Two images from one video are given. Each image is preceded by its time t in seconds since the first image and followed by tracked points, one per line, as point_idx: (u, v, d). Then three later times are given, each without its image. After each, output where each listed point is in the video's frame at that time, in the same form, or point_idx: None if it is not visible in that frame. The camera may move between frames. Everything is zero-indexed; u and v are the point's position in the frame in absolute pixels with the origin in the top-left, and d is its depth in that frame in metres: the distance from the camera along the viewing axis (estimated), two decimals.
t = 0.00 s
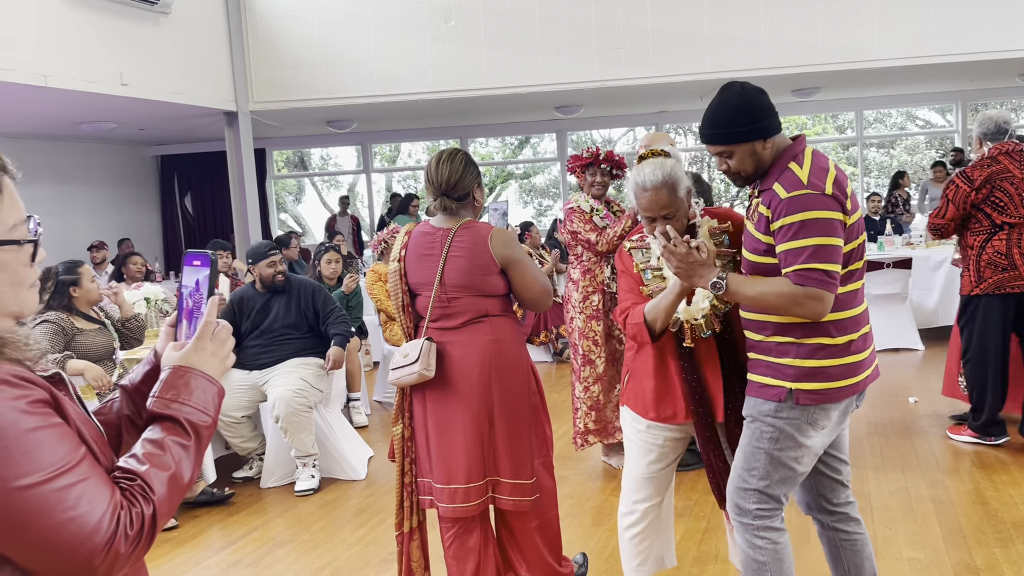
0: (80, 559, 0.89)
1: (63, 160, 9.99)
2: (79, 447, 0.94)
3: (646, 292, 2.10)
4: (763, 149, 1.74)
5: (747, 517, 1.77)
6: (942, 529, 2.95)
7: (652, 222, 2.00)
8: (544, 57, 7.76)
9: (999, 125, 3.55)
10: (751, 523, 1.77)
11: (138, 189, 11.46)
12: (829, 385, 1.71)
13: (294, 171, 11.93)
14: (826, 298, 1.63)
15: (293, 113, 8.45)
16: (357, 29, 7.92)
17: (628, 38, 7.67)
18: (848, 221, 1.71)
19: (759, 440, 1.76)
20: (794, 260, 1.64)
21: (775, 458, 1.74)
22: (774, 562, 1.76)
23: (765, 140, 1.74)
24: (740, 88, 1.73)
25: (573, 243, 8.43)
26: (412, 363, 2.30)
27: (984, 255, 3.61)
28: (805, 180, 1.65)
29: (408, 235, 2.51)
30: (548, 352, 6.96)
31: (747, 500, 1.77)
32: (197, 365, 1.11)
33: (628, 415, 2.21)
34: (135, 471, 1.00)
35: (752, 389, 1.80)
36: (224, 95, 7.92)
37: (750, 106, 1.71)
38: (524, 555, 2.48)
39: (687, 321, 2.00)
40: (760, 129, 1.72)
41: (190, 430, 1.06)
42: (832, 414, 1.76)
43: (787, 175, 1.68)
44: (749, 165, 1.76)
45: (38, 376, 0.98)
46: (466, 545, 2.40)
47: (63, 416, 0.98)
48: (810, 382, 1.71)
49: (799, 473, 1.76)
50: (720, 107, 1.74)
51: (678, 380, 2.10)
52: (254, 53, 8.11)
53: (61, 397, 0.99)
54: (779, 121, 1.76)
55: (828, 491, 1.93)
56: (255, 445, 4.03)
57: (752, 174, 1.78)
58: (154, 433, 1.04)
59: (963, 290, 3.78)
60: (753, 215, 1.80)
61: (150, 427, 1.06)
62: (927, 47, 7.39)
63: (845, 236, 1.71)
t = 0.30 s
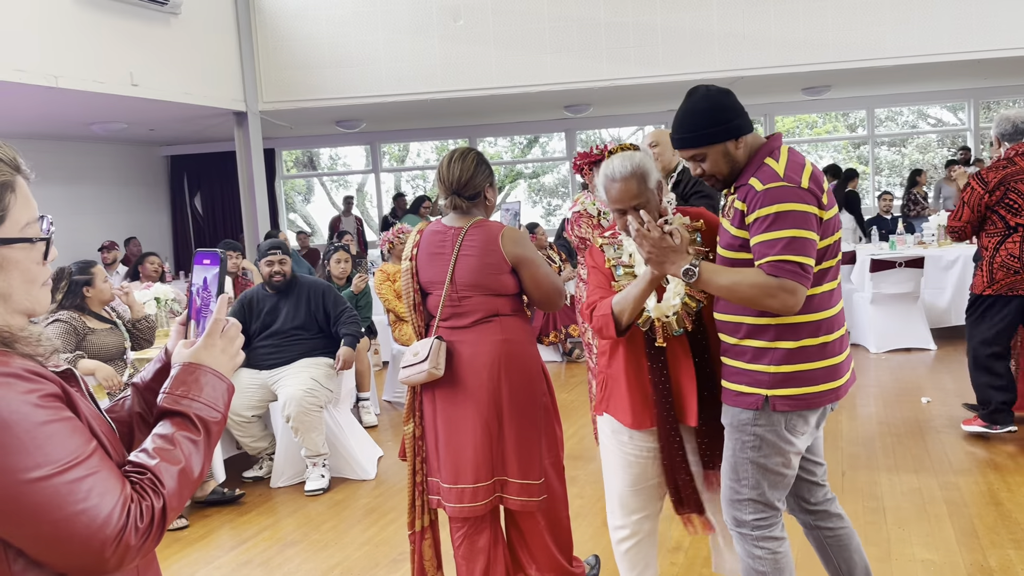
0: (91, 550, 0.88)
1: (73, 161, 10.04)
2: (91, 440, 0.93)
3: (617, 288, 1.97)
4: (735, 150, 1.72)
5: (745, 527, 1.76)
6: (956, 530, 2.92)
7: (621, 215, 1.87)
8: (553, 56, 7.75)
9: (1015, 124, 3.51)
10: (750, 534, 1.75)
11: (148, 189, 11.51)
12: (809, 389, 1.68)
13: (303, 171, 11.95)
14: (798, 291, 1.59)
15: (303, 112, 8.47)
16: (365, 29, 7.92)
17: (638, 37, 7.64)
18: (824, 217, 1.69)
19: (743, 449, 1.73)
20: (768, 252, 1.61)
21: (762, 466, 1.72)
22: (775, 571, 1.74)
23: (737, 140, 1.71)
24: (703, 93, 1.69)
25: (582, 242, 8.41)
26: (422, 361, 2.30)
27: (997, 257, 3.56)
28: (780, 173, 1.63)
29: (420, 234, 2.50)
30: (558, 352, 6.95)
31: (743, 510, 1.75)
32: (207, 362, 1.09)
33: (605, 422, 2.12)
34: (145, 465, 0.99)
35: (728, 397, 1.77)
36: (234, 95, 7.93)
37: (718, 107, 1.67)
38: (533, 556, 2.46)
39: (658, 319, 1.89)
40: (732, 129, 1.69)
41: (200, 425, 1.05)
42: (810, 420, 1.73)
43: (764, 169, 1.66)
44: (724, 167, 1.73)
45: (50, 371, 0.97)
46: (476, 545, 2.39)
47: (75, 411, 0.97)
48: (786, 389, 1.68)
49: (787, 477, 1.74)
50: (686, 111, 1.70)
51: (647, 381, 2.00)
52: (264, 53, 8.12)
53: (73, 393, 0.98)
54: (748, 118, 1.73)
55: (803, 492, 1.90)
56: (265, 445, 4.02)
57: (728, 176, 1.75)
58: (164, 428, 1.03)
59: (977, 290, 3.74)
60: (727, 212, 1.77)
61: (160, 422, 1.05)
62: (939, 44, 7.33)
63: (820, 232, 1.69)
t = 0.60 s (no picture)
0: (92, 548, 0.86)
1: (84, 161, 10.08)
2: (91, 439, 0.91)
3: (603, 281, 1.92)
4: (717, 151, 1.68)
5: (744, 535, 1.71)
6: (970, 531, 2.88)
7: (608, 187, 1.89)
8: (562, 54, 7.72)
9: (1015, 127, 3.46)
10: (749, 542, 1.70)
11: (159, 189, 11.56)
12: (800, 393, 1.65)
13: (313, 171, 11.96)
14: (787, 286, 1.55)
15: (312, 112, 8.46)
16: (374, 28, 7.91)
17: (648, 35, 7.60)
18: (810, 214, 1.66)
19: (736, 456, 1.69)
20: (756, 247, 1.57)
21: (756, 471, 1.68)
22: None
23: (718, 142, 1.67)
24: (682, 95, 1.66)
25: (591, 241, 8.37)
26: (433, 360, 2.28)
27: (991, 261, 3.67)
28: (765, 170, 1.60)
29: (435, 232, 2.49)
30: (567, 352, 6.92)
31: (741, 518, 1.70)
32: (205, 360, 1.07)
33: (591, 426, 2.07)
34: (146, 463, 0.96)
35: (717, 404, 1.73)
36: (244, 94, 7.94)
37: (695, 110, 1.64)
38: (545, 556, 2.44)
39: (643, 314, 1.84)
40: (711, 131, 1.65)
41: (200, 423, 1.02)
42: (801, 422, 1.70)
43: (749, 166, 1.63)
44: (707, 170, 1.70)
45: (48, 369, 0.95)
46: (486, 547, 2.36)
47: (73, 409, 0.96)
48: (777, 393, 1.64)
49: (783, 481, 1.70)
50: (666, 115, 1.67)
51: (621, 382, 1.94)
52: (273, 53, 8.12)
53: (72, 391, 0.96)
54: (729, 119, 1.69)
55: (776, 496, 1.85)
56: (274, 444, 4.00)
57: (712, 179, 1.72)
58: (164, 427, 1.01)
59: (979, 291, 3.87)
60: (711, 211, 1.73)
61: (159, 421, 1.02)
62: (951, 41, 7.27)
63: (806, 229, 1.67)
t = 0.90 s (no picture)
0: (50, 557, 0.84)
1: (94, 159, 10.12)
2: (49, 444, 0.89)
3: (608, 284, 1.84)
4: (718, 147, 1.62)
5: (763, 537, 1.66)
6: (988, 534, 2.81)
7: (610, 178, 1.85)
8: (572, 52, 7.66)
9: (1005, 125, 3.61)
10: (767, 544, 1.66)
11: (169, 187, 11.58)
12: (812, 389, 1.59)
13: (323, 169, 11.96)
14: (802, 281, 1.50)
15: (321, 110, 8.44)
16: (383, 26, 7.89)
17: (659, 32, 7.54)
18: (816, 208, 1.61)
19: (750, 455, 1.63)
20: (766, 243, 1.52)
21: (772, 470, 1.63)
22: None
23: (718, 138, 1.62)
24: (679, 91, 1.60)
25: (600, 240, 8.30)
26: (455, 358, 2.26)
27: (979, 252, 3.76)
28: (770, 164, 1.55)
29: (458, 229, 2.45)
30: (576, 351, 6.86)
31: (758, 520, 1.66)
32: (177, 360, 1.03)
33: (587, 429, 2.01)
34: (108, 468, 0.94)
35: (726, 404, 1.67)
36: (253, 92, 7.93)
37: (696, 106, 1.58)
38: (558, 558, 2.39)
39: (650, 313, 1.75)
40: (711, 128, 1.59)
41: (167, 426, 0.99)
42: (813, 417, 1.65)
43: (752, 162, 1.58)
44: (706, 167, 1.64)
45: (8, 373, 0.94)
46: (497, 547, 2.31)
47: (30, 412, 0.94)
48: (790, 390, 1.59)
49: (799, 478, 1.66)
50: (663, 112, 1.61)
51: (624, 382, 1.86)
52: (282, 51, 8.10)
53: (31, 395, 0.95)
54: (728, 114, 1.63)
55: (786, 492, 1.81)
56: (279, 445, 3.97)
57: (713, 175, 1.66)
58: (130, 430, 0.97)
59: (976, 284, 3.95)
60: (713, 207, 1.67)
61: (127, 423, 0.99)
62: (965, 37, 7.18)
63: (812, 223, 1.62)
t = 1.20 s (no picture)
0: None
1: (106, 159, 10.15)
2: None
3: (622, 290, 1.70)
4: (730, 153, 1.54)
5: (767, 544, 1.59)
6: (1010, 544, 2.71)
7: (624, 178, 1.76)
8: (584, 50, 7.59)
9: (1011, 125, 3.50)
10: (772, 550, 1.58)
11: (181, 186, 11.60)
12: (830, 392, 1.53)
13: (335, 168, 11.94)
14: (830, 289, 1.44)
15: (331, 109, 8.40)
16: (393, 24, 7.84)
17: (672, 30, 7.45)
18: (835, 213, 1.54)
19: (765, 459, 1.56)
20: (789, 253, 1.44)
21: (786, 476, 1.55)
22: None
23: (731, 143, 1.53)
24: (690, 98, 1.51)
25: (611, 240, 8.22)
26: (502, 360, 2.18)
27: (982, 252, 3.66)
28: (788, 169, 1.48)
29: (498, 229, 2.37)
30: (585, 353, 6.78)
31: (764, 526, 1.59)
32: (122, 375, 0.95)
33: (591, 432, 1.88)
34: (29, 490, 0.86)
35: (745, 406, 1.58)
36: (263, 91, 7.91)
37: (708, 112, 1.50)
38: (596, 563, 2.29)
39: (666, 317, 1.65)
40: (723, 134, 1.51)
41: (102, 445, 0.90)
42: (830, 421, 1.59)
43: (769, 167, 1.50)
44: (717, 173, 1.56)
45: None
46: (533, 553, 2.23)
47: None
48: (810, 393, 1.52)
49: (812, 485, 1.59)
50: (673, 119, 1.52)
51: (640, 391, 1.74)
52: (292, 50, 8.06)
53: None
54: (739, 119, 1.55)
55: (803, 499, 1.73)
56: (283, 447, 3.93)
57: (726, 182, 1.58)
58: (62, 448, 0.89)
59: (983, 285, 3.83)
60: (727, 212, 1.58)
61: (62, 441, 0.91)
62: (983, 34, 7.06)
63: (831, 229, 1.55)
